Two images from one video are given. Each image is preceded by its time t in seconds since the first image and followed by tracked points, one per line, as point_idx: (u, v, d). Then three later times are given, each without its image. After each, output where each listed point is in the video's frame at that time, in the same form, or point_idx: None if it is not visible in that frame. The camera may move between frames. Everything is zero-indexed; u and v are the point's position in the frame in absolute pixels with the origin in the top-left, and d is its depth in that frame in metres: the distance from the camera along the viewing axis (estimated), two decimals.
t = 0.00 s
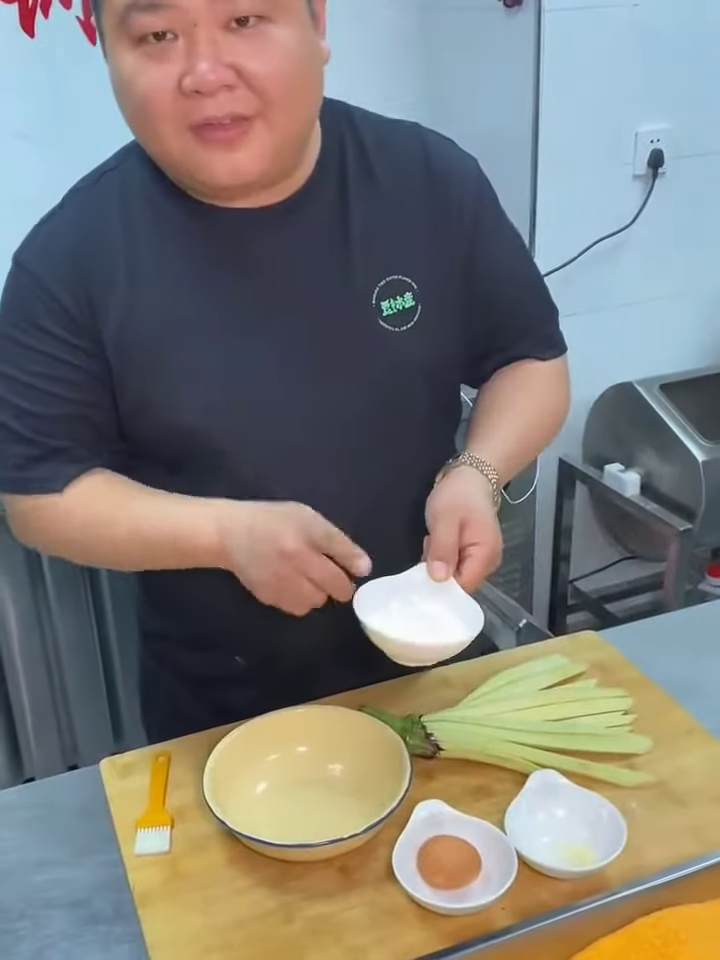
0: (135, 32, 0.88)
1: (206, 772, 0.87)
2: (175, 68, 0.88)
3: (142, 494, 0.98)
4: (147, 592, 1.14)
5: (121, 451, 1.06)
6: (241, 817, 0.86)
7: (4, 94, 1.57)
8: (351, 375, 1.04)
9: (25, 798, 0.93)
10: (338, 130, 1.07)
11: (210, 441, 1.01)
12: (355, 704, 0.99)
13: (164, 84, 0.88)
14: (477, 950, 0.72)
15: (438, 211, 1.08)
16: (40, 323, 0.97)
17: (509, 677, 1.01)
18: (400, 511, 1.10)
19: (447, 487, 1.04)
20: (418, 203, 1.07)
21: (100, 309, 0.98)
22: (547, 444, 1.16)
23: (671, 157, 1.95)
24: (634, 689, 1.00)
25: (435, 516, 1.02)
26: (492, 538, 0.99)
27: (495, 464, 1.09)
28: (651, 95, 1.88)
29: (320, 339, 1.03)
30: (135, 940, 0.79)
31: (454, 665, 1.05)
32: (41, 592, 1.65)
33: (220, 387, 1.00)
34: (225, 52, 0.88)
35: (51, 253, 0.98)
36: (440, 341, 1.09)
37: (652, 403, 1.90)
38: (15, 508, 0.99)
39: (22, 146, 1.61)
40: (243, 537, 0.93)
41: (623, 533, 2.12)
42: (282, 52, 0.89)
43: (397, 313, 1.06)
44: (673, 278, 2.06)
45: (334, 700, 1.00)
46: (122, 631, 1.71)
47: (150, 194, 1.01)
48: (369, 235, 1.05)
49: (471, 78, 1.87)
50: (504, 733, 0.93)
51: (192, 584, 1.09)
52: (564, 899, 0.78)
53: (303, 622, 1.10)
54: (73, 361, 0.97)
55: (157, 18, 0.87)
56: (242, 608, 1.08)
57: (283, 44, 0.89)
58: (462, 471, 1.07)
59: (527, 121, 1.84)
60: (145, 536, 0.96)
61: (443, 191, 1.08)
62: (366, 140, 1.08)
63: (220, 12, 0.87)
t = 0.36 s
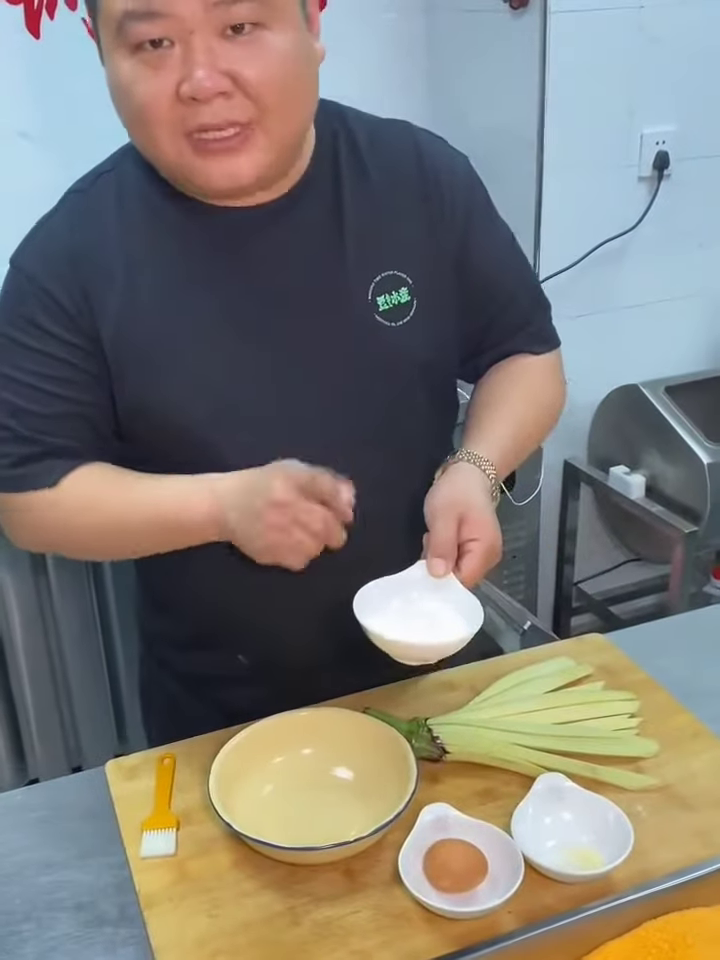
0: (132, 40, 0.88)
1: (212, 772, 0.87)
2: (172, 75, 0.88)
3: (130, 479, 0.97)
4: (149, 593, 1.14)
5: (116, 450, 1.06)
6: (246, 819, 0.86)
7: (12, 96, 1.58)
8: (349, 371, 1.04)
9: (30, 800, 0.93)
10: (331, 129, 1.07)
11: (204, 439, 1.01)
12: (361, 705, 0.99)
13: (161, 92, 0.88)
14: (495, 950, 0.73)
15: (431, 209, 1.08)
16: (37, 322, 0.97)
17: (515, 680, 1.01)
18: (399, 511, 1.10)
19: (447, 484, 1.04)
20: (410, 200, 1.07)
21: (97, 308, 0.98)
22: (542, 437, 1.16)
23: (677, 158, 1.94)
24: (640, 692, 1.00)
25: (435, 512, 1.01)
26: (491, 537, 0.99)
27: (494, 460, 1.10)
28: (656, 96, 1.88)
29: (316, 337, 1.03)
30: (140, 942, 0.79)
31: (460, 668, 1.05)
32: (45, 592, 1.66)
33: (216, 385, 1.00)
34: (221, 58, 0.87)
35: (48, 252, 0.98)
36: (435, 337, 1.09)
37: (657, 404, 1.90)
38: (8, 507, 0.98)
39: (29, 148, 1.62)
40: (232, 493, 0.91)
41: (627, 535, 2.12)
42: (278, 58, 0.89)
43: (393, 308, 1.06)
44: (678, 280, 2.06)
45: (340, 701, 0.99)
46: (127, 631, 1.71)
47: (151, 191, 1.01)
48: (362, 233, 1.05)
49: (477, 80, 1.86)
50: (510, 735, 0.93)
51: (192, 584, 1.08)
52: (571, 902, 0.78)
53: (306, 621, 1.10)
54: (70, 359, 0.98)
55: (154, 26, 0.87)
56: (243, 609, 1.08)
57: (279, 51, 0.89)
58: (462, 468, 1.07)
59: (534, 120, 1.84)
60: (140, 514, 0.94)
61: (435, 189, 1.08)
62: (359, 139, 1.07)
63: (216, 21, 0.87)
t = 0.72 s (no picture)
0: (171, 96, 0.81)
1: (216, 773, 0.87)
2: (214, 133, 0.83)
3: (124, 475, 0.96)
4: (145, 594, 1.14)
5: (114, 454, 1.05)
6: (251, 820, 0.86)
7: (15, 98, 1.58)
8: (347, 373, 1.04)
9: (34, 800, 0.93)
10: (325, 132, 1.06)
11: (201, 442, 1.01)
12: (366, 706, 0.99)
13: (201, 150, 0.84)
14: (502, 950, 0.73)
15: (423, 211, 1.08)
16: (32, 328, 0.96)
17: (520, 681, 1.01)
18: (397, 510, 1.10)
19: (443, 477, 1.04)
20: (403, 203, 1.07)
21: (92, 314, 0.97)
22: (537, 431, 1.17)
23: (681, 158, 1.94)
24: (644, 693, 1.00)
25: (433, 504, 1.01)
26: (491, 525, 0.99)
27: (490, 455, 1.10)
28: (661, 96, 1.88)
29: (314, 339, 1.03)
30: (144, 943, 0.79)
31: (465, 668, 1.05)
32: (49, 592, 1.66)
33: (215, 388, 1.00)
34: (262, 119, 0.83)
35: (43, 257, 0.96)
36: (431, 339, 1.09)
37: (660, 403, 1.90)
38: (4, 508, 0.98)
39: (33, 148, 1.62)
40: (230, 484, 0.91)
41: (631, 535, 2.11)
42: (314, 114, 0.85)
43: (390, 310, 1.06)
44: (682, 281, 2.06)
45: (345, 702, 1.00)
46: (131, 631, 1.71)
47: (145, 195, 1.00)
48: (356, 236, 1.05)
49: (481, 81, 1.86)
50: (515, 736, 0.93)
51: (189, 587, 1.08)
52: (576, 903, 0.78)
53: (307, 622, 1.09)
54: (67, 363, 0.97)
55: (200, 92, 0.80)
56: (241, 610, 1.08)
57: (315, 106, 0.85)
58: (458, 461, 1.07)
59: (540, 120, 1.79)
60: (139, 520, 0.95)
61: (427, 190, 1.08)
62: (350, 142, 1.07)
63: (261, 85, 0.81)
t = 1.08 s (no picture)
0: (193, 107, 0.81)
1: (219, 772, 0.86)
2: (232, 141, 0.83)
3: (133, 485, 0.98)
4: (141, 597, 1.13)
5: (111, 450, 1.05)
6: (253, 820, 0.85)
7: (17, 97, 1.58)
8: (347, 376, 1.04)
9: (36, 799, 0.93)
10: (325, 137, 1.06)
11: (198, 443, 1.01)
12: (368, 706, 0.99)
13: (218, 158, 0.84)
14: (505, 951, 0.73)
15: (424, 215, 1.08)
16: (35, 326, 0.95)
17: (522, 681, 1.01)
18: (396, 510, 1.10)
19: (439, 487, 1.05)
20: (405, 207, 1.07)
21: (92, 313, 0.97)
22: (534, 439, 1.18)
23: (684, 158, 1.94)
24: (647, 694, 1.00)
25: (430, 515, 1.02)
26: (487, 535, 0.99)
27: (488, 466, 1.10)
28: (664, 96, 1.88)
29: (313, 341, 1.03)
30: (146, 943, 0.79)
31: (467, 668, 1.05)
32: (52, 590, 1.65)
33: (213, 390, 1.00)
34: (281, 131, 0.83)
35: (45, 254, 0.96)
36: (431, 344, 1.09)
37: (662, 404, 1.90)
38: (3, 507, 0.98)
39: (35, 147, 1.62)
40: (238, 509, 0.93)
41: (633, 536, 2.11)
42: (330, 125, 0.85)
43: (390, 316, 1.06)
44: (685, 281, 2.05)
45: (348, 701, 1.00)
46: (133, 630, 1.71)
47: (150, 194, 1.00)
48: (357, 239, 1.05)
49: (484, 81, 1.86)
50: (517, 736, 0.92)
51: (186, 589, 1.07)
52: (578, 904, 0.78)
53: (301, 625, 1.09)
54: (69, 362, 0.97)
55: (221, 103, 0.80)
56: (236, 614, 1.07)
57: (332, 117, 0.85)
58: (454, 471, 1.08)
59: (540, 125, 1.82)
60: (137, 524, 0.96)
61: (428, 195, 1.09)
62: (352, 144, 1.07)
63: (281, 99, 0.81)
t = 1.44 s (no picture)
0: (145, 35, 0.87)
1: (219, 771, 0.86)
2: (184, 72, 0.86)
3: (131, 492, 0.98)
4: (142, 599, 1.13)
5: (109, 456, 1.05)
6: (253, 820, 0.85)
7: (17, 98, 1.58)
8: (347, 375, 1.04)
9: (37, 797, 0.93)
10: (324, 138, 1.07)
11: (197, 444, 1.00)
12: (368, 705, 0.99)
13: (172, 89, 0.86)
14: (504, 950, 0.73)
15: (423, 214, 1.09)
16: (30, 335, 0.96)
17: (523, 680, 1.01)
18: (397, 510, 1.10)
19: (440, 490, 1.05)
20: (403, 206, 1.08)
21: (88, 316, 0.97)
22: (534, 437, 1.18)
23: (685, 158, 1.94)
24: (647, 693, 1.00)
25: (430, 518, 1.02)
26: (486, 538, 0.99)
27: (488, 466, 1.10)
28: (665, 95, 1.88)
29: (313, 340, 1.02)
30: (146, 942, 0.79)
31: (467, 667, 1.05)
32: (53, 590, 1.65)
33: (213, 390, 0.99)
34: (234, 59, 0.86)
35: (41, 263, 0.96)
36: (430, 343, 1.09)
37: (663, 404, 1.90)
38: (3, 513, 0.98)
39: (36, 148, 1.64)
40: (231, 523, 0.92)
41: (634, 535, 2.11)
42: (289, 60, 0.88)
43: (390, 315, 1.06)
44: (686, 280, 2.05)
45: (348, 701, 1.00)
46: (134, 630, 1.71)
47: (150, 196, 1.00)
48: (357, 238, 1.05)
49: (485, 81, 1.86)
50: (517, 735, 0.92)
51: (186, 589, 1.07)
52: (578, 903, 0.78)
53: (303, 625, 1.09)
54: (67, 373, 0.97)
55: (168, 21, 0.85)
56: (238, 613, 1.07)
57: (292, 52, 0.88)
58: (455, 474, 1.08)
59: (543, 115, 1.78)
60: (134, 528, 0.96)
61: (427, 195, 1.09)
62: (350, 145, 1.08)
63: (231, 20, 0.86)
